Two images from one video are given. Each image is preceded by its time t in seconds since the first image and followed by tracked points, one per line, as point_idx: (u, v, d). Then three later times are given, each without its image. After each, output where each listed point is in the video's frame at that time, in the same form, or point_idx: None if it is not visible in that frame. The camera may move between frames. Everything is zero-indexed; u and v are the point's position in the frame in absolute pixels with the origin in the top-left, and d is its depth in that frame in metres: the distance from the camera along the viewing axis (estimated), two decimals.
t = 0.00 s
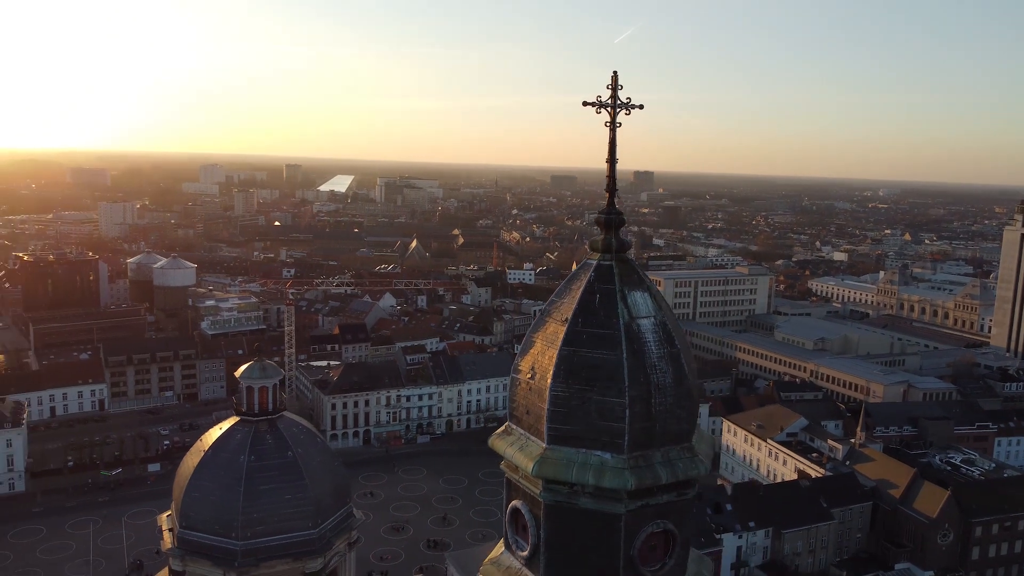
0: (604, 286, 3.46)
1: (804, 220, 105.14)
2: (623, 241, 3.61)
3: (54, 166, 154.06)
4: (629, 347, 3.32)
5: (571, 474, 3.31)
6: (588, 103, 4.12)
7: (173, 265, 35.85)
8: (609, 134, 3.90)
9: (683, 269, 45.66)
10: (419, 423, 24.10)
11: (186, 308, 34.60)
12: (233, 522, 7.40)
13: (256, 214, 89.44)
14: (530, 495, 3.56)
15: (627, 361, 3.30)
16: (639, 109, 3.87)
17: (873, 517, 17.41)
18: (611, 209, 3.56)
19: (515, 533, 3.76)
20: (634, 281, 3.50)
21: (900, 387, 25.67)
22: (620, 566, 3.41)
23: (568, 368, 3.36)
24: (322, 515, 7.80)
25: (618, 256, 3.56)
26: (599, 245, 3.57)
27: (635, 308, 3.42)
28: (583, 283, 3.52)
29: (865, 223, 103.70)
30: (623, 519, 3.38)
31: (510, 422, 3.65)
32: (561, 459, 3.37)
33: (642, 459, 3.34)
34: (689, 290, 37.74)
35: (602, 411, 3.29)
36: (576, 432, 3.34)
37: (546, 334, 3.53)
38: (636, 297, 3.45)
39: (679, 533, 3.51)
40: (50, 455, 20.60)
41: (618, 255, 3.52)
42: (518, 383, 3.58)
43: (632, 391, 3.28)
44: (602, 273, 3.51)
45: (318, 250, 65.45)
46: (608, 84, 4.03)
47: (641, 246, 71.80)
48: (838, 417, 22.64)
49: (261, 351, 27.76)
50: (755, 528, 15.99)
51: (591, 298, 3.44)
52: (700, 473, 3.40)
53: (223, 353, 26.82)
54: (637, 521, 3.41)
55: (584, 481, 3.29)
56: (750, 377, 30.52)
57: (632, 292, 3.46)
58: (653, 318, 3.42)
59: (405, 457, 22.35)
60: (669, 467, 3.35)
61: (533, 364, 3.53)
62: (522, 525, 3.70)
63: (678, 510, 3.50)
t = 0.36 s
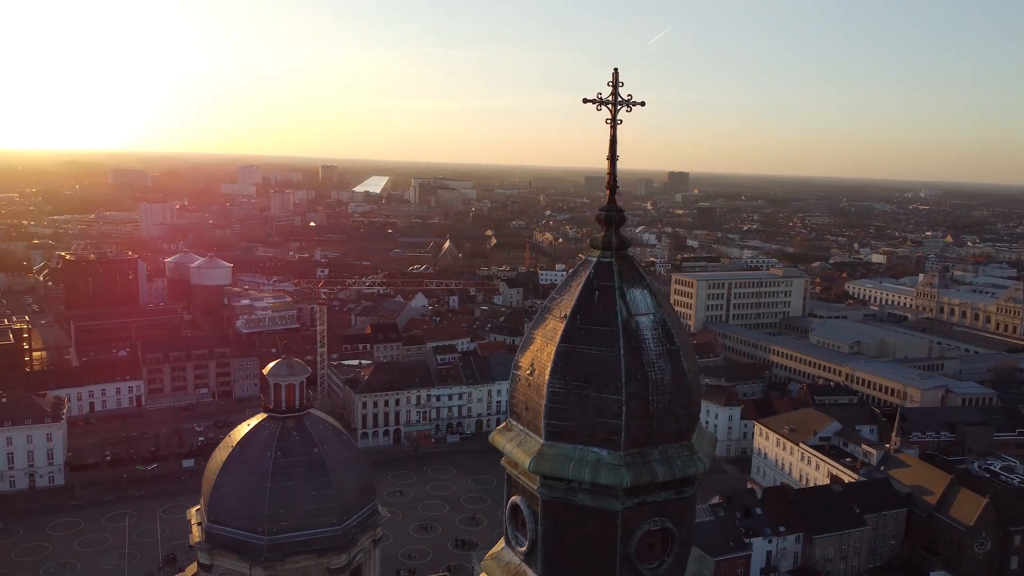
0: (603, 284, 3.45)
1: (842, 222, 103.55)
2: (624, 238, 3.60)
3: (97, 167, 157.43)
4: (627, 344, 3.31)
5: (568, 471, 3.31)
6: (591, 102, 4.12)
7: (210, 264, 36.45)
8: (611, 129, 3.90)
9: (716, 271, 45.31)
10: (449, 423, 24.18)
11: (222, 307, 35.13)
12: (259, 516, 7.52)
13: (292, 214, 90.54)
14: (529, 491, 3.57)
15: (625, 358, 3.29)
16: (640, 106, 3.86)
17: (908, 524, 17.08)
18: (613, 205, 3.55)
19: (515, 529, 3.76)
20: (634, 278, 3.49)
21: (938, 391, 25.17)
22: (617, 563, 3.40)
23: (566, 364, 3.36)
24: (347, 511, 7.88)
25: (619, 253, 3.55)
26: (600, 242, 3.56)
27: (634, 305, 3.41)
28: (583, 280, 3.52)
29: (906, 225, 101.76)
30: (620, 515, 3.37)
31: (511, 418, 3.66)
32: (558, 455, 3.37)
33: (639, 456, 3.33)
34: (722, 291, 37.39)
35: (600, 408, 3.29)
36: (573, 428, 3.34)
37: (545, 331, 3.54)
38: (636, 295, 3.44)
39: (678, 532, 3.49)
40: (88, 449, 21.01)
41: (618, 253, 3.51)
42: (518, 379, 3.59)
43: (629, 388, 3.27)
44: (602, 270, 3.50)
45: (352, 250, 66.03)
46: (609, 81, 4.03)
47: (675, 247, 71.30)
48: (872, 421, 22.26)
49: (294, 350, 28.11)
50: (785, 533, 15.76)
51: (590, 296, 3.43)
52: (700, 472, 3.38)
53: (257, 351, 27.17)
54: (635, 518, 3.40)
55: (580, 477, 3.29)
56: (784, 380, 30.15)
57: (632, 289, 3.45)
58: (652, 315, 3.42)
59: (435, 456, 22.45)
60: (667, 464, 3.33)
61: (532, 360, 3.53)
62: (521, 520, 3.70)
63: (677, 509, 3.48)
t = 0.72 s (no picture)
0: (601, 281, 3.44)
1: (875, 223, 102.09)
2: (623, 236, 3.58)
3: (131, 168, 159.91)
4: (623, 341, 3.31)
5: (564, 468, 3.32)
6: (591, 98, 4.10)
7: (239, 264, 36.93)
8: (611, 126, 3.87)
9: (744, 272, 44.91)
10: (473, 423, 24.21)
11: (251, 306, 35.53)
12: (281, 513, 7.61)
13: (321, 215, 91.37)
14: (527, 488, 3.58)
15: (620, 355, 3.29)
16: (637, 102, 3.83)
17: (938, 531, 16.80)
18: (613, 202, 3.53)
19: (514, 526, 3.78)
20: (634, 275, 3.46)
21: (970, 396, 24.72)
22: (613, 560, 3.41)
23: (563, 361, 3.36)
24: (367, 509, 7.94)
25: (618, 250, 3.52)
26: (599, 239, 3.54)
27: (632, 302, 3.39)
28: (582, 277, 3.50)
29: (940, 226, 100.02)
30: (617, 512, 3.38)
31: (510, 415, 3.66)
32: (555, 452, 3.37)
33: (637, 453, 3.33)
34: (750, 293, 37.04)
35: (597, 406, 3.29)
36: (569, 424, 3.34)
37: (543, 328, 3.54)
38: (634, 292, 3.42)
39: (676, 529, 3.49)
40: (118, 445, 21.36)
41: (618, 250, 3.49)
42: (517, 376, 3.59)
43: (626, 385, 3.27)
44: (601, 267, 3.49)
45: (379, 251, 66.42)
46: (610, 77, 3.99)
47: (703, 248, 70.84)
48: (902, 425, 21.93)
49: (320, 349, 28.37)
50: (810, 537, 15.58)
51: (588, 293, 3.42)
52: (697, 469, 3.37)
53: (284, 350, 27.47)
54: (631, 516, 3.41)
55: (577, 473, 3.29)
56: (812, 383, 29.80)
57: (630, 286, 3.43)
58: (650, 312, 3.39)
59: (459, 456, 22.50)
60: (664, 462, 3.33)
61: (530, 357, 3.53)
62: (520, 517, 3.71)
63: (675, 505, 3.48)
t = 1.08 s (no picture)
0: (601, 278, 3.43)
1: (916, 225, 100.10)
2: (625, 233, 3.55)
3: (172, 170, 163.07)
4: (621, 338, 3.30)
5: (561, 463, 3.31)
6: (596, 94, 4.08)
7: (275, 264, 37.46)
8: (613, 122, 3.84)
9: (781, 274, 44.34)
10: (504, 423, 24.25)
11: (287, 305, 36.01)
12: (307, 508, 7.70)
13: (356, 215, 92.28)
14: (526, 483, 3.57)
15: (618, 352, 3.28)
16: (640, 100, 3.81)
17: (977, 540, 16.41)
18: (613, 199, 3.51)
19: (514, 521, 3.77)
20: (633, 273, 3.44)
21: (1012, 403, 24.11)
22: (610, 558, 3.40)
23: (562, 357, 3.35)
24: (392, 506, 8.00)
25: (618, 248, 3.49)
26: (599, 236, 3.51)
27: (631, 299, 3.38)
28: (582, 273, 3.49)
29: (985, 228, 97.71)
30: (614, 509, 3.37)
31: (511, 411, 3.67)
32: (553, 448, 3.37)
33: (633, 450, 3.32)
34: (785, 295, 36.56)
35: (594, 401, 3.29)
36: (566, 421, 3.34)
37: (543, 324, 3.54)
38: (633, 290, 3.40)
39: (674, 528, 3.47)
40: (155, 440, 21.80)
41: (617, 247, 3.46)
42: (518, 372, 3.59)
43: (623, 382, 3.27)
44: (601, 264, 3.47)
45: (414, 251, 66.86)
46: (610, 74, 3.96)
47: (739, 250, 70.12)
48: (940, 431, 21.47)
49: (353, 348, 28.62)
50: (843, 543, 15.36)
51: (587, 289, 3.41)
52: (696, 467, 3.35)
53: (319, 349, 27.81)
54: (628, 512, 3.39)
55: (573, 469, 3.29)
56: (848, 388, 29.31)
57: (629, 284, 3.41)
58: (649, 309, 3.38)
59: (489, 456, 22.57)
60: (661, 460, 3.31)
61: (530, 354, 3.53)
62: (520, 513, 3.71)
63: (673, 503, 3.46)
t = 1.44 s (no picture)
0: (600, 275, 3.42)
1: (954, 226, 98.23)
2: (626, 230, 3.54)
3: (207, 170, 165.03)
4: (620, 335, 3.29)
5: (559, 459, 3.31)
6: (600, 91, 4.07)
7: (305, 263, 37.85)
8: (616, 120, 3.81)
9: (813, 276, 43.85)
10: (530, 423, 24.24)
11: (317, 305, 36.38)
12: (329, 505, 7.77)
13: (387, 215, 92.92)
14: (526, 479, 3.58)
15: (616, 350, 3.27)
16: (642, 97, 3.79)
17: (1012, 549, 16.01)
18: (615, 196, 3.49)
19: (514, 518, 3.77)
20: (633, 270, 3.43)
21: None
22: (608, 555, 3.38)
23: (561, 353, 3.36)
24: (414, 505, 8.04)
25: (620, 245, 3.48)
26: (601, 233, 3.49)
27: (631, 296, 3.37)
28: (582, 270, 3.49)
29: None
30: (611, 507, 3.35)
31: (512, 408, 3.67)
32: (551, 444, 3.37)
33: (631, 447, 3.31)
34: (817, 298, 36.11)
35: (592, 399, 3.28)
36: (565, 417, 3.34)
37: (544, 321, 3.54)
38: (632, 286, 3.39)
39: (673, 525, 3.43)
40: (186, 437, 22.14)
41: (619, 244, 3.45)
42: (518, 369, 3.60)
43: (621, 379, 3.26)
44: (601, 262, 3.46)
45: (443, 252, 67.14)
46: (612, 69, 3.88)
47: (771, 251, 69.37)
48: (975, 437, 21.04)
49: (382, 347, 28.79)
50: (874, 550, 15.12)
51: (586, 287, 3.40)
52: (694, 466, 3.32)
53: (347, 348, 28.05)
54: (625, 510, 3.37)
55: (571, 465, 3.29)
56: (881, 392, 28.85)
57: (630, 281, 3.40)
58: (649, 307, 3.36)
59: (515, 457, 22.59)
60: (659, 457, 3.30)
61: (531, 350, 3.54)
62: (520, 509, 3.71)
63: (674, 502, 3.43)
